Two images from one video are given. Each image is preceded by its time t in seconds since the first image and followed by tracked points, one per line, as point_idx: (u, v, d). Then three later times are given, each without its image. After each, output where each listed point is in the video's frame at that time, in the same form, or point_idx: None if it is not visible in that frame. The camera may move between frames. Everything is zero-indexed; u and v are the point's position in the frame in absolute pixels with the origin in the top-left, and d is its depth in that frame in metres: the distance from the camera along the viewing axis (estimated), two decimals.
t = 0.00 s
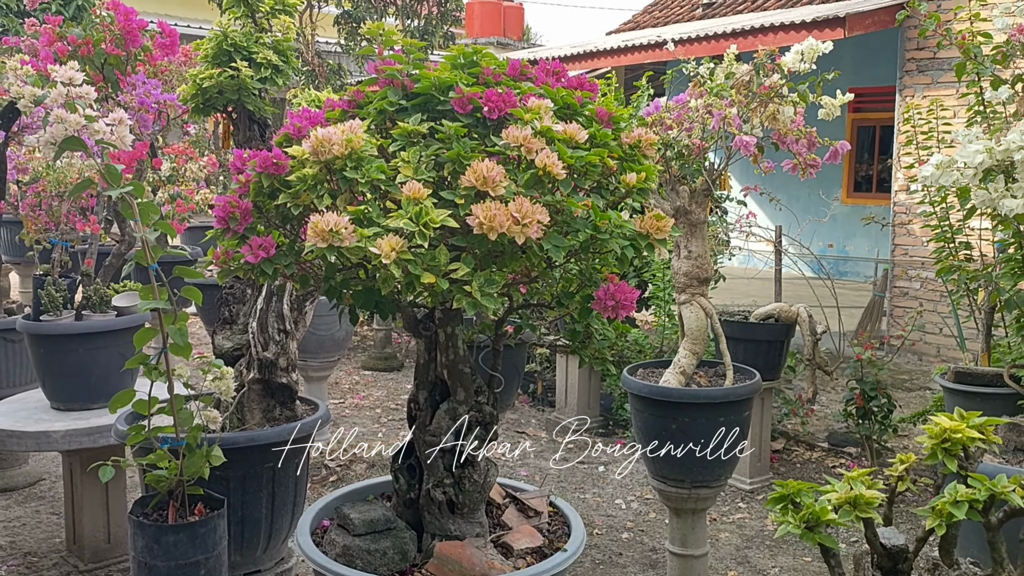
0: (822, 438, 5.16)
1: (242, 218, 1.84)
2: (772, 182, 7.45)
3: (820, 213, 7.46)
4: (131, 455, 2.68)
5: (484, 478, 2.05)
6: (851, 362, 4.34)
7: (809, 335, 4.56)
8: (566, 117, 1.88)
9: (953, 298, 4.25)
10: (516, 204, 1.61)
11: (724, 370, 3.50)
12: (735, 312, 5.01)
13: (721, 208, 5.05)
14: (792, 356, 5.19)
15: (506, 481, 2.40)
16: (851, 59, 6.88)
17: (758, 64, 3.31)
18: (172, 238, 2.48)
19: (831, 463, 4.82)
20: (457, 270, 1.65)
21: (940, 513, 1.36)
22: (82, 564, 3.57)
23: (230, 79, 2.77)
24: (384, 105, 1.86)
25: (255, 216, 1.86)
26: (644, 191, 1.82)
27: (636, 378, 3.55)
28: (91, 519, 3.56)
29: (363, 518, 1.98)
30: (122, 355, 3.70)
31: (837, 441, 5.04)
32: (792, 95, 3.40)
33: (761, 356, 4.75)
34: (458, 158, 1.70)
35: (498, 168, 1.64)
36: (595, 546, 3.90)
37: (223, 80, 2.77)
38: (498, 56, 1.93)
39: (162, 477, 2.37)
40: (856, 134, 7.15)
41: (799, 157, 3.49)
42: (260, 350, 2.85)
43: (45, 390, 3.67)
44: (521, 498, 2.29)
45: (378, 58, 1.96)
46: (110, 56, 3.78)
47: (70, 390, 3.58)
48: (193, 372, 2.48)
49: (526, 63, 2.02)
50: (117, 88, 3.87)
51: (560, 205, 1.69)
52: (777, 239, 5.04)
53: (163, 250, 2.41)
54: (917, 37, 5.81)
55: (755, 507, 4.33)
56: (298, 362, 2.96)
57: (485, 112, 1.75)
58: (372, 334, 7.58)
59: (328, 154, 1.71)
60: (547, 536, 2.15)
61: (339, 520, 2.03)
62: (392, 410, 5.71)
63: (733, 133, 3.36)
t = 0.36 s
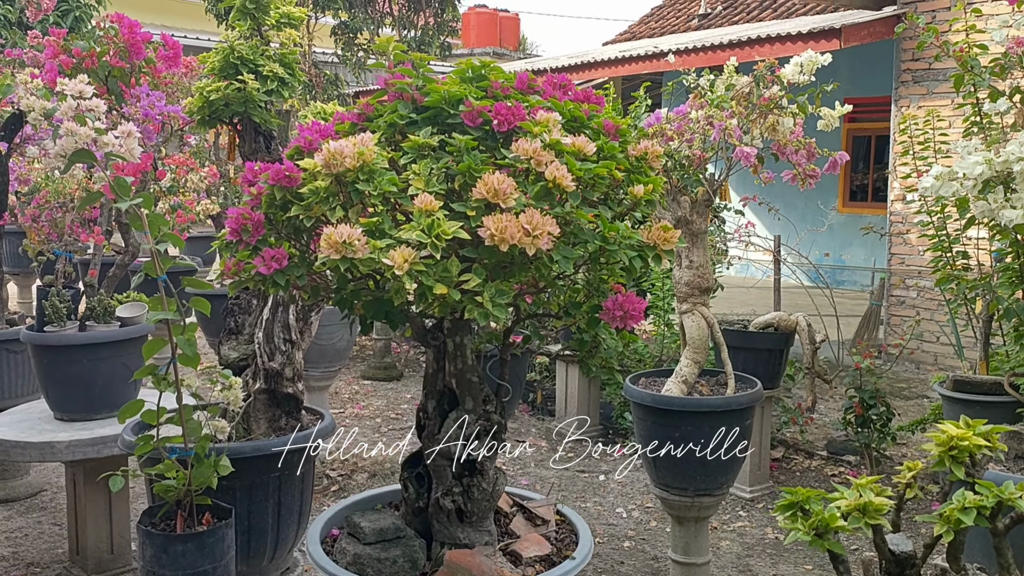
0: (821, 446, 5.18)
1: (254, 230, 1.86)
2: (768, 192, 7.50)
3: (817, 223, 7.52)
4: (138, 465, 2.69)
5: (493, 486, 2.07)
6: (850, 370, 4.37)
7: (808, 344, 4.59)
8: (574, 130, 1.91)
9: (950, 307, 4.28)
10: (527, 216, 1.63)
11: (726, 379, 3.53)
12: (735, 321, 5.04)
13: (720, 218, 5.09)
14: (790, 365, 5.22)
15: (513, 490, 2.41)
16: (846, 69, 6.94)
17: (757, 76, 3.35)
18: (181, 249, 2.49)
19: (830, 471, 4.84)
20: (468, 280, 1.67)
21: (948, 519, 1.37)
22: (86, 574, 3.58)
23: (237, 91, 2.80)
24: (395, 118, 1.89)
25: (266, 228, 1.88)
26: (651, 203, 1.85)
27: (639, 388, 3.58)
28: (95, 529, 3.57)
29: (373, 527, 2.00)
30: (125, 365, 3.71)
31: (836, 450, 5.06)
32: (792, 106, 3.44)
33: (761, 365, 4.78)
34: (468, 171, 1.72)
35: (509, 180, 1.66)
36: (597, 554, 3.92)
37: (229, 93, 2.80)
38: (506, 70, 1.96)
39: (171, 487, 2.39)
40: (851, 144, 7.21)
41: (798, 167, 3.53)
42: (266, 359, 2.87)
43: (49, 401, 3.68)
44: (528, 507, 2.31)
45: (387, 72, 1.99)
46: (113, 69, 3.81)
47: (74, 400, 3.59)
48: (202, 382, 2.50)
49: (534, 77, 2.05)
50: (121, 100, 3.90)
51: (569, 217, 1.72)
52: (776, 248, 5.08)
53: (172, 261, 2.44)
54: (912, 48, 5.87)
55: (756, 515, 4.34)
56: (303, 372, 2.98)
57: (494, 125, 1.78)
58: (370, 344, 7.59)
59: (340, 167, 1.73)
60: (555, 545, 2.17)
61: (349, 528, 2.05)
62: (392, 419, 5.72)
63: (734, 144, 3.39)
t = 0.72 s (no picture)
0: (816, 452, 5.21)
1: (279, 242, 1.88)
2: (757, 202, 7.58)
3: (805, 231, 7.60)
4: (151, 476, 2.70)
5: (514, 494, 2.09)
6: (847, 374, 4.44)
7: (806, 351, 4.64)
8: (593, 142, 1.94)
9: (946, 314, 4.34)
10: (554, 227, 1.66)
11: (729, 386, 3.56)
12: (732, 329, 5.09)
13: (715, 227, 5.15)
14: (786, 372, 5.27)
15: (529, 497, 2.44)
16: (836, 79, 7.03)
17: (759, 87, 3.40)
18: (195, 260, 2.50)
19: (826, 477, 4.88)
20: (495, 291, 1.69)
21: (976, 522, 1.41)
22: None
23: (248, 104, 2.82)
24: (417, 132, 1.92)
25: (291, 240, 1.89)
26: (670, 214, 1.89)
27: (643, 396, 3.60)
28: (97, 542, 3.55)
29: (396, 536, 2.03)
30: (128, 376, 3.70)
31: (832, 455, 5.10)
32: (792, 117, 3.50)
33: (758, 372, 4.85)
34: (494, 183, 1.75)
35: (535, 192, 1.69)
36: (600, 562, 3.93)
37: (240, 105, 2.82)
38: (525, 84, 1.99)
39: (187, 498, 2.39)
40: (839, 154, 7.31)
41: (798, 177, 3.58)
42: (277, 370, 2.88)
43: (52, 413, 3.67)
44: (544, 514, 2.34)
45: (408, 86, 2.02)
46: (117, 80, 3.82)
47: (77, 412, 3.57)
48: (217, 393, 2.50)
49: (551, 90, 2.08)
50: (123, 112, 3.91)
51: (592, 228, 1.75)
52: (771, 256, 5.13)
53: (187, 273, 2.45)
54: (902, 58, 5.96)
55: (755, 522, 4.38)
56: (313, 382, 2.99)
57: (517, 138, 1.81)
58: (364, 354, 7.59)
59: (366, 180, 1.75)
60: (574, 551, 2.19)
61: (372, 537, 2.08)
62: (389, 429, 5.72)
63: (736, 154, 3.44)
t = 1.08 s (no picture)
0: (805, 461, 5.26)
1: (305, 255, 1.91)
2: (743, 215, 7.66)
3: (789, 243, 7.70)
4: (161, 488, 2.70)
5: (531, 502, 2.13)
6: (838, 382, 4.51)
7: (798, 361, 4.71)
8: (610, 158, 1.99)
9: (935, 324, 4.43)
10: (578, 240, 1.70)
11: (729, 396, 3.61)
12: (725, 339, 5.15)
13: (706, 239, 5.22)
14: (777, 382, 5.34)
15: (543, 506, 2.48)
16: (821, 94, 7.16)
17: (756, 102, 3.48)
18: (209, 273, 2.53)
19: (817, 486, 4.93)
20: (521, 303, 1.74)
21: (994, 525, 1.47)
22: None
23: (258, 119, 2.85)
24: (440, 148, 1.96)
25: (316, 253, 1.92)
26: (687, 228, 1.94)
27: (644, 405, 3.65)
28: (96, 556, 3.53)
29: (417, 544, 2.07)
30: (129, 389, 3.68)
31: (821, 464, 5.15)
32: (787, 132, 3.58)
33: (751, 382, 4.91)
34: (518, 198, 1.80)
35: (559, 207, 1.73)
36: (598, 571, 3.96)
37: (251, 120, 2.84)
38: (543, 100, 2.04)
39: (202, 509, 2.40)
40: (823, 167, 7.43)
41: (793, 190, 3.65)
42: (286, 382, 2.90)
43: (52, 426, 3.65)
44: (558, 522, 2.37)
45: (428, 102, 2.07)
46: (118, 94, 3.83)
47: (78, 425, 3.56)
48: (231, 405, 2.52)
49: (567, 106, 2.13)
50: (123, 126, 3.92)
51: (614, 241, 1.80)
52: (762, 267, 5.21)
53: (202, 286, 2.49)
54: (885, 73, 6.08)
55: (749, 530, 4.43)
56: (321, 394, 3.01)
57: (540, 154, 1.86)
58: (352, 366, 7.58)
59: (392, 195, 1.79)
60: (589, 558, 2.23)
61: (393, 545, 2.12)
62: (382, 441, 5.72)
63: (734, 167, 3.51)
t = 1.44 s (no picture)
0: (795, 470, 5.31)
1: (325, 265, 1.96)
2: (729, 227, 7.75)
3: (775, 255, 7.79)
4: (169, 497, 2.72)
5: (544, 507, 2.17)
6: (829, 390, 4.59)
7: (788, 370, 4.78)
8: (621, 172, 2.06)
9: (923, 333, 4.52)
10: (595, 250, 1.76)
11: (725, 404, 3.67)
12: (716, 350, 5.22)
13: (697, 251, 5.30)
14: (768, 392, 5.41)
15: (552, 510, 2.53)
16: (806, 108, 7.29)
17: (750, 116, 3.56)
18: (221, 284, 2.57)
19: (807, 494, 4.98)
20: (539, 311, 1.79)
21: (1001, 522, 1.58)
22: None
23: (266, 132, 2.89)
24: (457, 161, 2.02)
25: (335, 263, 1.97)
26: (696, 239, 2.00)
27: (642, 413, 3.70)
28: (94, 568, 3.52)
29: (433, 548, 2.14)
30: (129, 401, 3.68)
31: (811, 473, 5.18)
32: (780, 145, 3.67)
33: (743, 391, 4.98)
34: (535, 210, 1.85)
35: (575, 218, 1.79)
36: None
37: (259, 133, 2.89)
38: (555, 115, 2.10)
39: (215, 516, 2.44)
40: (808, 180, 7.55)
41: (786, 203, 3.74)
42: (293, 392, 2.93)
43: (52, 438, 3.65)
44: (567, 527, 2.43)
45: (443, 117, 2.13)
46: (119, 108, 3.85)
47: (78, 436, 3.55)
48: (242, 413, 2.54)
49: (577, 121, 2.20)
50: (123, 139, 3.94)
51: (628, 252, 1.86)
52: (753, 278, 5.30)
53: (215, 297, 2.55)
54: (869, 88, 6.21)
55: (742, 538, 4.48)
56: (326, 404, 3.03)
57: (555, 167, 1.92)
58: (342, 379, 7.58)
59: (412, 206, 1.84)
60: (598, 562, 2.27)
61: (408, 549, 2.19)
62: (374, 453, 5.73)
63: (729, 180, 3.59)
